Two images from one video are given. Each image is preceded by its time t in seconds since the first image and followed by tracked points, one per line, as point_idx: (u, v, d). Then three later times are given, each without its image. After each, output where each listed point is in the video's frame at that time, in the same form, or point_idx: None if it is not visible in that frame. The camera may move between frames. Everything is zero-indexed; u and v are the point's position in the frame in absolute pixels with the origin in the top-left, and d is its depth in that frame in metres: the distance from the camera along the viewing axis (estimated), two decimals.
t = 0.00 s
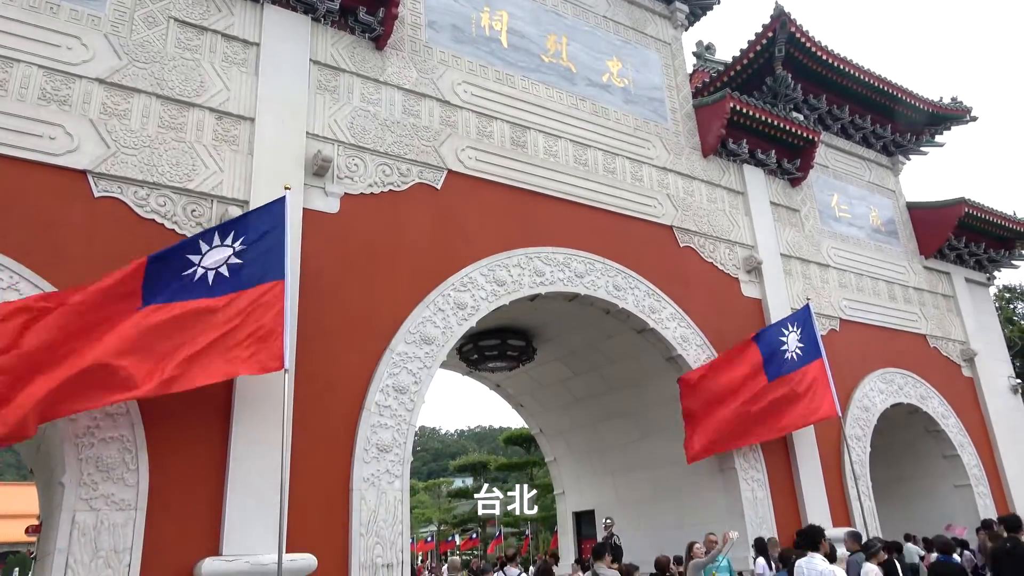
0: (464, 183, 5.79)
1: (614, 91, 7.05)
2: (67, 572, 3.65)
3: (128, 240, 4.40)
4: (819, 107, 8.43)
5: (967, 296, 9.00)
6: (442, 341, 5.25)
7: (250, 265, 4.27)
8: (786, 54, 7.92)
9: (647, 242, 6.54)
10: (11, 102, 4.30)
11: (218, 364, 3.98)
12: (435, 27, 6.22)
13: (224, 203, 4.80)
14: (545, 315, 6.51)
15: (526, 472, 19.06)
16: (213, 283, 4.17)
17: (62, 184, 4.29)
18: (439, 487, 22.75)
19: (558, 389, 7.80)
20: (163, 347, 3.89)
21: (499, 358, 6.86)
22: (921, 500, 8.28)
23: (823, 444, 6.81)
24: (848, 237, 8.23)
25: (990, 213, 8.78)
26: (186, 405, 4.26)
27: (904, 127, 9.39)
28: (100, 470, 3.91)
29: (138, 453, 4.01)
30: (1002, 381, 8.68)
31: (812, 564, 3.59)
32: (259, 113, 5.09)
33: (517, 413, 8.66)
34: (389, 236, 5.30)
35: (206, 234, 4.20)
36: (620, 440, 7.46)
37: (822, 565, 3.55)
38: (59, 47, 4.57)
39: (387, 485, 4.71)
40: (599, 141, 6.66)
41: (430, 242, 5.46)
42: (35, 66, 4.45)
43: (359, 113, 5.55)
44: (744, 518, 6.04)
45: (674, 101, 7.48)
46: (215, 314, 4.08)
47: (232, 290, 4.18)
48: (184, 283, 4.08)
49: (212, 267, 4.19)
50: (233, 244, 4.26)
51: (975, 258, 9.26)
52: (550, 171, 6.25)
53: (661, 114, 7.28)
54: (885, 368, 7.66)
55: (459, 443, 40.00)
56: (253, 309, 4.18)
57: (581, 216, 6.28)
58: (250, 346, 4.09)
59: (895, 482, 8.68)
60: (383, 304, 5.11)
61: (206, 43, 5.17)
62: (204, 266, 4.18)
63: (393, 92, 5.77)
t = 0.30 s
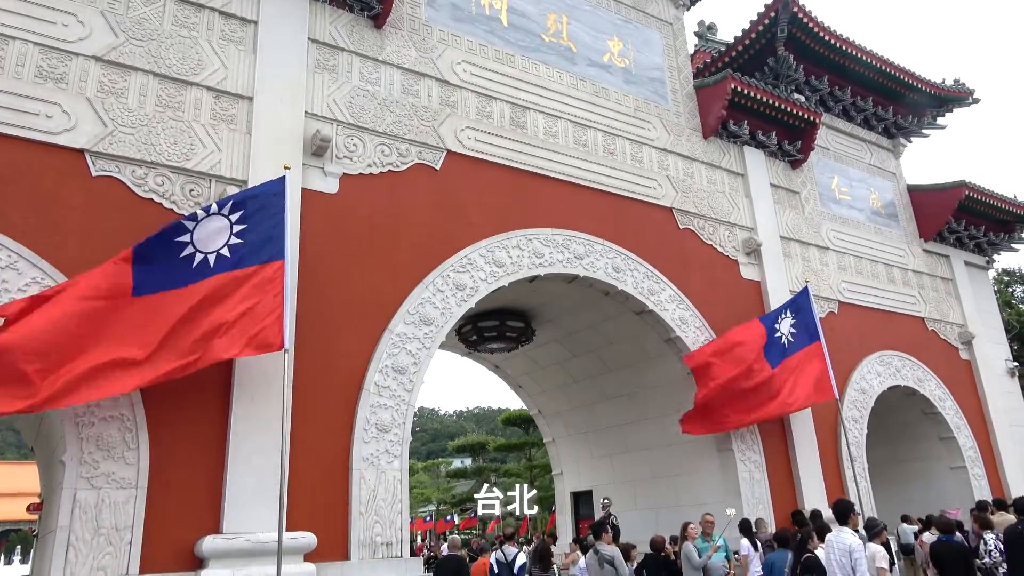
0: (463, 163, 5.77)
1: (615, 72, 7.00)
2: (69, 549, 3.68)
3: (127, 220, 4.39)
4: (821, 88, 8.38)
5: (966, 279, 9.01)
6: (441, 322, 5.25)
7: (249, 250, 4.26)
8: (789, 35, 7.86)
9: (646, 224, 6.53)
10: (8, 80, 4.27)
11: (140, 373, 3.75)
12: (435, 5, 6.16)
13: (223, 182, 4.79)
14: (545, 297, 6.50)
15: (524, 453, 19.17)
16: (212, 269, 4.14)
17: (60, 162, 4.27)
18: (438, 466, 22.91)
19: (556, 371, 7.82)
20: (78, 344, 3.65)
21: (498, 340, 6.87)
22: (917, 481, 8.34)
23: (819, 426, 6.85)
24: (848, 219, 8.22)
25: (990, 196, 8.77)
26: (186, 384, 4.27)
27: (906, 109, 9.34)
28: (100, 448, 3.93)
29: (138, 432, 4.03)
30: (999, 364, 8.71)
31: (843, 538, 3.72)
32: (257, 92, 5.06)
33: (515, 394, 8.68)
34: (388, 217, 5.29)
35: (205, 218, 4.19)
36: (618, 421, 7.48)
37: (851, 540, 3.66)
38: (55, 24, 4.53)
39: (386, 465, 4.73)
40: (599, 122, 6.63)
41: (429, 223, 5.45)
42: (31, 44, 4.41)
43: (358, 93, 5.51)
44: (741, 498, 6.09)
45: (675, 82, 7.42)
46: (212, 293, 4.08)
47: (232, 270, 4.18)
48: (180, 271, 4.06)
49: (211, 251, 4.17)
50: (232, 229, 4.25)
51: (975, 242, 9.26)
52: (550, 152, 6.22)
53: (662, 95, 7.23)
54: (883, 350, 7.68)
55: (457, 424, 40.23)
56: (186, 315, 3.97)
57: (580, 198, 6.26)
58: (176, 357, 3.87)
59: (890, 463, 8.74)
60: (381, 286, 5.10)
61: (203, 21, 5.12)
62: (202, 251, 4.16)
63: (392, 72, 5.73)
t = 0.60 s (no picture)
0: (462, 146, 5.75)
1: (615, 54, 6.96)
2: (71, 530, 3.71)
3: (126, 202, 4.38)
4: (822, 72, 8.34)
5: (965, 264, 9.02)
6: (441, 306, 5.26)
7: (247, 234, 4.25)
8: (790, 17, 7.81)
9: (645, 208, 6.53)
10: (4, 61, 4.24)
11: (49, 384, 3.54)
12: None
13: (222, 165, 4.77)
14: (544, 281, 6.51)
15: (523, 436, 19.26)
16: (210, 253, 4.12)
17: (58, 144, 4.26)
18: (437, 449, 23.05)
19: (555, 354, 7.83)
20: None
21: (498, 323, 6.88)
22: (913, 465, 8.40)
23: (817, 409, 6.89)
24: (848, 204, 8.22)
25: (990, 181, 8.76)
26: (185, 367, 4.28)
27: (907, 93, 9.31)
28: (101, 430, 3.95)
29: (139, 414, 4.05)
30: (996, 349, 8.75)
31: (867, 520, 4.00)
32: (255, 74, 5.03)
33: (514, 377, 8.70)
34: (387, 200, 5.28)
35: (205, 200, 4.17)
36: (616, 404, 7.52)
37: (876, 521, 3.95)
38: (51, 4, 4.49)
39: (386, 447, 4.76)
40: (599, 105, 6.60)
41: (428, 206, 5.44)
42: (27, 25, 4.38)
43: (357, 75, 5.48)
44: (738, 480, 6.13)
45: (676, 65, 7.38)
46: (210, 276, 4.08)
47: (232, 253, 4.18)
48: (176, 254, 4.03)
49: (210, 234, 4.14)
50: (231, 212, 4.23)
51: (974, 227, 9.26)
52: (550, 135, 6.20)
53: (663, 78, 7.20)
54: (881, 335, 7.71)
55: (457, 408, 40.40)
56: (95, 327, 3.72)
57: (580, 182, 6.25)
58: (80, 373, 3.63)
59: (887, 447, 8.80)
60: (380, 269, 5.10)
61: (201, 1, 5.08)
62: (201, 233, 4.13)
63: (391, 54, 5.70)
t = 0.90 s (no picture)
0: (462, 127, 5.72)
1: (616, 34, 6.91)
2: (73, 508, 3.74)
3: (124, 181, 4.37)
4: (824, 53, 8.29)
5: (964, 246, 9.02)
6: (439, 287, 5.26)
7: (246, 211, 4.24)
8: None
9: (645, 189, 6.51)
10: None
11: None
12: None
13: (220, 145, 4.75)
14: (543, 262, 6.51)
15: (521, 417, 19.34)
16: (210, 231, 4.13)
17: (55, 123, 4.24)
18: (436, 430, 23.19)
19: (554, 335, 7.85)
20: None
21: (496, 305, 6.88)
22: (909, 446, 8.45)
23: (814, 391, 6.91)
24: (848, 186, 8.20)
25: (991, 164, 8.73)
26: (185, 347, 4.28)
27: (910, 74, 9.25)
28: (101, 409, 3.96)
29: (138, 394, 4.06)
30: (994, 332, 8.77)
31: (896, 496, 4.33)
32: (253, 52, 4.99)
33: (513, 358, 8.72)
34: (385, 180, 5.26)
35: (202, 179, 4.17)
36: (615, 385, 7.55)
37: (905, 495, 4.29)
38: None
39: (385, 427, 4.79)
40: (599, 85, 6.56)
41: (428, 187, 5.43)
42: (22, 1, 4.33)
43: (356, 54, 5.44)
44: (735, 461, 6.18)
45: (677, 45, 7.32)
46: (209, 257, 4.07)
47: (232, 235, 4.17)
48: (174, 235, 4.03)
49: (209, 212, 4.14)
50: (229, 189, 4.22)
51: (974, 209, 9.24)
52: (550, 116, 6.17)
53: (664, 58, 7.14)
54: (880, 317, 7.72)
55: (456, 390, 40.55)
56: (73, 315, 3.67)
57: (579, 163, 6.22)
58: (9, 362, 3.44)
59: (883, 428, 8.85)
60: (378, 249, 5.09)
61: None
62: (201, 212, 4.13)
63: (390, 33, 5.65)
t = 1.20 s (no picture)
0: (462, 108, 5.70)
1: (617, 15, 6.85)
2: (74, 488, 3.77)
3: (122, 162, 4.35)
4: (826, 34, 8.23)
5: (963, 230, 9.02)
6: (439, 269, 5.26)
7: (248, 200, 4.23)
8: None
9: (645, 172, 6.49)
10: None
11: None
12: None
13: (218, 125, 4.73)
14: (543, 244, 6.51)
15: (520, 399, 19.42)
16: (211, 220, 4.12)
17: (52, 102, 4.21)
18: (435, 412, 23.31)
19: (553, 317, 7.86)
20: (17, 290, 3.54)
21: (495, 287, 6.89)
22: (905, 429, 8.51)
23: (812, 374, 6.94)
24: (848, 169, 8.18)
25: (992, 147, 8.71)
26: (185, 328, 4.29)
27: (912, 56, 9.19)
28: (102, 390, 3.97)
29: (138, 374, 4.07)
30: (992, 315, 8.79)
31: (928, 479, 3.98)
32: (251, 32, 4.95)
33: (512, 340, 8.74)
34: (384, 162, 5.24)
35: (202, 167, 4.15)
36: (613, 367, 7.58)
37: (936, 479, 3.93)
38: None
39: (384, 408, 4.81)
40: (600, 67, 6.52)
41: (428, 169, 5.41)
42: None
43: (354, 34, 5.39)
44: (733, 443, 6.22)
45: (678, 26, 7.26)
46: (207, 245, 4.05)
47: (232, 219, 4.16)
48: (175, 224, 4.04)
49: (210, 202, 4.13)
50: (230, 178, 4.21)
51: (974, 193, 9.23)
52: (550, 98, 6.14)
53: (665, 39, 7.09)
54: (878, 301, 7.73)
55: (455, 372, 40.69)
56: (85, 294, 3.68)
57: (579, 145, 6.20)
58: None
59: (880, 411, 8.89)
60: (377, 231, 5.08)
61: None
62: (201, 202, 4.13)
63: (389, 12, 5.60)
